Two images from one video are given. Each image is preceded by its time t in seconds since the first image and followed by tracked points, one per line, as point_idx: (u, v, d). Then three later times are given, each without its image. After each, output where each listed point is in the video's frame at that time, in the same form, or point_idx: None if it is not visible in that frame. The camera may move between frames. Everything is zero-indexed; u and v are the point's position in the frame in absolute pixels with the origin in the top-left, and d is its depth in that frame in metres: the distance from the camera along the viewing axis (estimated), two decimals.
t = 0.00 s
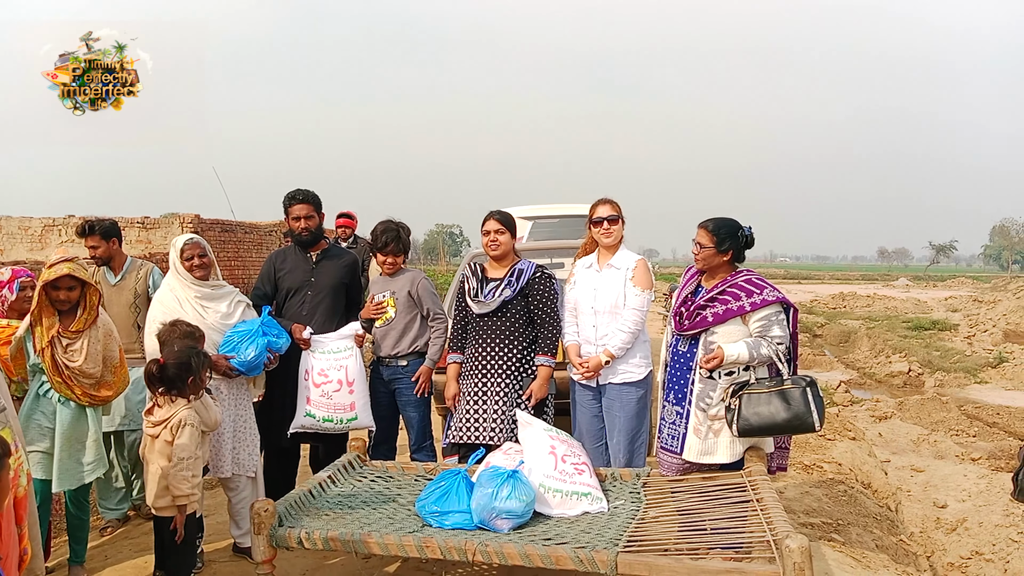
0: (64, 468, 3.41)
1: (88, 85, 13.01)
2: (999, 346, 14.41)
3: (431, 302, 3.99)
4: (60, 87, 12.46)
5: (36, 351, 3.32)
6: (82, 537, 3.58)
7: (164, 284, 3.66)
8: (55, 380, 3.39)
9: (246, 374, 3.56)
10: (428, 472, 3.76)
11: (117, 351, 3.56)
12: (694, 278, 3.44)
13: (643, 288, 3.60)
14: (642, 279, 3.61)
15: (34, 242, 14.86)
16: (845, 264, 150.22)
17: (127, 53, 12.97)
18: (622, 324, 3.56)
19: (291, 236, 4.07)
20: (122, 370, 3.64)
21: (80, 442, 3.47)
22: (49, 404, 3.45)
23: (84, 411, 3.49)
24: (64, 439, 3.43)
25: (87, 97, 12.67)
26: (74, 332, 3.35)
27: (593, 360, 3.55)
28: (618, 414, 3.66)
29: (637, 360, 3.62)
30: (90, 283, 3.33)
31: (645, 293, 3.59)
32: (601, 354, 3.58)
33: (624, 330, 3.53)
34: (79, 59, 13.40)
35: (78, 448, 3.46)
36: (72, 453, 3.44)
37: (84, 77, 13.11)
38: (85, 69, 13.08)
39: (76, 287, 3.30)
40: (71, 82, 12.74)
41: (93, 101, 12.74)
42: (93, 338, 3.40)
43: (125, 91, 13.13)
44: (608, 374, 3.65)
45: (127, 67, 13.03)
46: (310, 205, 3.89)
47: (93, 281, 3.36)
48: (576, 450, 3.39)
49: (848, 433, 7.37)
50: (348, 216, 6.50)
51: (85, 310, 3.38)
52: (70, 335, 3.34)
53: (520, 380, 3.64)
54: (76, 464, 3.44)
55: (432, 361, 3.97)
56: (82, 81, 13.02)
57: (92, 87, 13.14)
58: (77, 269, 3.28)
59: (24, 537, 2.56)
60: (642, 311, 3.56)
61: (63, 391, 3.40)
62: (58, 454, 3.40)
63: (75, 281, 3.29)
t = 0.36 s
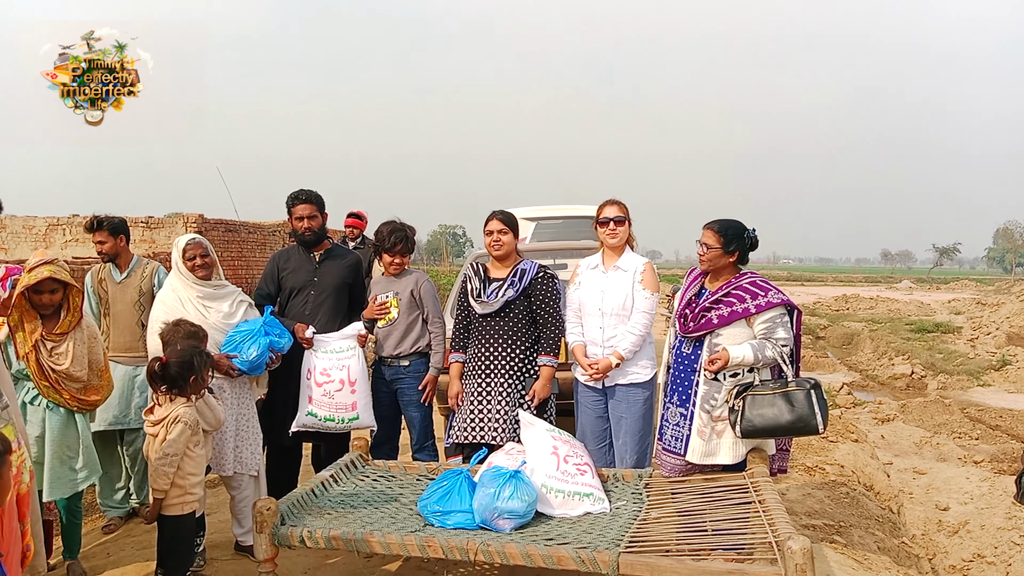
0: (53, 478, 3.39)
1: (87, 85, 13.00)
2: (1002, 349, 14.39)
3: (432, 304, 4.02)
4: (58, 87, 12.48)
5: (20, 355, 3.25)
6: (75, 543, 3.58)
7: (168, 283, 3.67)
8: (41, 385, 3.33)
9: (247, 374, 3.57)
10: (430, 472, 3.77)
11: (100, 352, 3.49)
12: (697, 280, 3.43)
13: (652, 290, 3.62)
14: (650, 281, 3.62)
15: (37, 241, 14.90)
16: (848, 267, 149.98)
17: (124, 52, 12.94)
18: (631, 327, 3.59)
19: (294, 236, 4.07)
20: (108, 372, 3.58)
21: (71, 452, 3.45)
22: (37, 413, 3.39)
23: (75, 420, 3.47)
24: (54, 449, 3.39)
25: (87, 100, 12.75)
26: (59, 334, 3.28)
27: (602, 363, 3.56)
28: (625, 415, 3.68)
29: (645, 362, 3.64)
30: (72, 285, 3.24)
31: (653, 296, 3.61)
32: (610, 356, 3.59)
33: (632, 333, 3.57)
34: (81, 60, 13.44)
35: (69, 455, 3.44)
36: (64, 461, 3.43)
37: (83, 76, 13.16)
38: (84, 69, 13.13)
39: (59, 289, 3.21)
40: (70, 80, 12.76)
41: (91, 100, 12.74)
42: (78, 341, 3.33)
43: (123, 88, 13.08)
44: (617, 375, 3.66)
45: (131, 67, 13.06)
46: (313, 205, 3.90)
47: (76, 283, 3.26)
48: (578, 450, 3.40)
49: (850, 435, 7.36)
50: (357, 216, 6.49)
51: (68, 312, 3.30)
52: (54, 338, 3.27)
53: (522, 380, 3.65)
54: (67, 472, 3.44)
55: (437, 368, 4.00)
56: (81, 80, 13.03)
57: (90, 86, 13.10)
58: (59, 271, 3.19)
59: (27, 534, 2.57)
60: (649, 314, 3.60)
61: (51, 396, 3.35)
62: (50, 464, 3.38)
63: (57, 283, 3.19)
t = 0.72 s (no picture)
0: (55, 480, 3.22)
1: (87, 84, 12.95)
2: (999, 349, 14.43)
3: (429, 304, 4.03)
4: (57, 87, 12.45)
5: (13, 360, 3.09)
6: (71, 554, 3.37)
7: (165, 283, 3.68)
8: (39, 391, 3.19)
9: (244, 377, 3.56)
10: (428, 473, 3.77)
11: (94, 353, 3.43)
12: (694, 280, 3.45)
13: (653, 291, 3.62)
14: (652, 281, 3.63)
15: (35, 241, 14.87)
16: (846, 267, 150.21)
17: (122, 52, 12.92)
18: (633, 328, 3.59)
19: (291, 237, 4.07)
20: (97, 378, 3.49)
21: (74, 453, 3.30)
22: (33, 416, 3.21)
23: (75, 421, 3.34)
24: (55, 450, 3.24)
25: (87, 98, 12.67)
26: (55, 336, 3.20)
27: (606, 364, 3.56)
28: (627, 416, 3.69)
29: (648, 362, 3.66)
30: (64, 285, 3.17)
31: (654, 296, 3.62)
32: (614, 357, 3.59)
33: (635, 334, 3.58)
34: (80, 60, 13.41)
35: (70, 456, 3.28)
36: (66, 463, 3.27)
37: (83, 76, 13.13)
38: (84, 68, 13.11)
39: (50, 290, 3.14)
40: (69, 80, 12.73)
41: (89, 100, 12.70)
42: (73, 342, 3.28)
43: (122, 88, 13.03)
44: (619, 376, 3.66)
45: (130, 68, 13.03)
46: (310, 205, 3.90)
47: (67, 283, 3.20)
48: (576, 451, 3.40)
49: (848, 436, 7.37)
50: (362, 216, 6.47)
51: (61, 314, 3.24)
52: (49, 340, 3.19)
53: (520, 380, 3.65)
54: (69, 473, 3.27)
55: (436, 369, 3.99)
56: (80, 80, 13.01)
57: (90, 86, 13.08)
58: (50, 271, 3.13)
59: (23, 535, 2.57)
60: (652, 314, 3.60)
61: (50, 400, 3.21)
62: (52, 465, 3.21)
63: (49, 284, 3.12)
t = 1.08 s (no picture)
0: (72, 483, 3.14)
1: (88, 86, 12.95)
2: (1000, 351, 14.42)
3: (432, 302, 4.03)
4: (58, 88, 12.47)
5: (42, 352, 3.04)
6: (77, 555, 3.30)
7: (167, 280, 3.68)
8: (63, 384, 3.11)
9: (246, 375, 3.56)
10: (428, 471, 3.77)
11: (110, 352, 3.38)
12: (691, 280, 3.45)
13: (657, 290, 3.62)
14: (656, 281, 3.63)
15: (36, 237, 14.89)
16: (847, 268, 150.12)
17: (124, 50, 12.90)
18: (636, 327, 3.59)
19: (292, 235, 4.07)
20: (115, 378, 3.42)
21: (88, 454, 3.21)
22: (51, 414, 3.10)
23: (90, 420, 3.23)
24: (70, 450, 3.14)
25: (88, 96, 12.69)
26: (80, 331, 3.16)
27: (609, 364, 3.56)
28: (628, 415, 3.69)
29: (649, 362, 3.67)
30: (84, 280, 3.15)
31: (659, 295, 3.62)
32: (617, 357, 3.59)
33: (638, 333, 3.58)
34: (83, 59, 13.42)
35: (85, 457, 3.20)
36: (81, 464, 3.18)
37: (84, 78, 13.13)
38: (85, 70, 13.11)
39: (70, 285, 3.11)
40: (69, 82, 12.74)
41: (91, 98, 12.72)
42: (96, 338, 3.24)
43: (123, 87, 13.04)
44: (622, 376, 3.66)
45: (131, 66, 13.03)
46: (312, 204, 3.90)
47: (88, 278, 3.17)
48: (577, 450, 3.40)
49: (848, 437, 7.37)
50: (365, 215, 6.48)
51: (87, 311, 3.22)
52: (74, 335, 3.15)
53: (521, 379, 3.65)
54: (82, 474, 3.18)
55: (437, 367, 3.99)
56: (81, 79, 13.01)
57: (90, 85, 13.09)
58: (68, 266, 3.10)
59: (23, 532, 2.57)
60: (654, 313, 3.60)
61: (73, 397, 3.14)
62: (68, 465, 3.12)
63: (69, 279, 3.09)
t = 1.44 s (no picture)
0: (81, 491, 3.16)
1: (89, 86, 12.97)
2: (1003, 352, 14.38)
3: (433, 304, 4.04)
4: (59, 89, 12.50)
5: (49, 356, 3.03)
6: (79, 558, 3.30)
7: (170, 282, 3.69)
8: (71, 389, 3.13)
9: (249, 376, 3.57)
10: (431, 472, 3.78)
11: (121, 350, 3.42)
12: (690, 282, 3.46)
13: (653, 289, 3.62)
14: (651, 280, 3.63)
15: (40, 239, 14.94)
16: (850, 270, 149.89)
17: (125, 53, 12.93)
18: (635, 328, 3.59)
19: (295, 237, 4.09)
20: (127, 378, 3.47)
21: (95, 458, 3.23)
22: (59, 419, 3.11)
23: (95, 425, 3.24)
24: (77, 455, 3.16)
25: (89, 100, 12.76)
26: (88, 334, 3.18)
27: (609, 366, 3.57)
28: (629, 417, 3.70)
29: (649, 363, 3.67)
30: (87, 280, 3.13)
31: (656, 295, 3.61)
32: (617, 359, 3.59)
33: (637, 334, 3.57)
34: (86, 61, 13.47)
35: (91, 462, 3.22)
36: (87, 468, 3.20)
37: (84, 78, 13.13)
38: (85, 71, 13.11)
39: (73, 286, 3.11)
40: (71, 84, 12.77)
41: (94, 101, 12.77)
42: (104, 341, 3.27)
43: (123, 90, 13.07)
44: (622, 377, 3.66)
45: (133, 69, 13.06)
46: (315, 206, 3.92)
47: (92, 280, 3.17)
48: (579, 452, 3.41)
49: (851, 438, 7.36)
50: (370, 216, 6.49)
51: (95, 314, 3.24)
52: (83, 338, 3.17)
53: (522, 380, 3.66)
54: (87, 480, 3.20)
55: (439, 369, 3.99)
56: (83, 83, 13.05)
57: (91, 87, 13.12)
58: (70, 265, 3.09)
59: (28, 532, 2.58)
60: (653, 313, 3.59)
61: (81, 401, 3.16)
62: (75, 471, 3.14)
63: (71, 279, 3.10)
